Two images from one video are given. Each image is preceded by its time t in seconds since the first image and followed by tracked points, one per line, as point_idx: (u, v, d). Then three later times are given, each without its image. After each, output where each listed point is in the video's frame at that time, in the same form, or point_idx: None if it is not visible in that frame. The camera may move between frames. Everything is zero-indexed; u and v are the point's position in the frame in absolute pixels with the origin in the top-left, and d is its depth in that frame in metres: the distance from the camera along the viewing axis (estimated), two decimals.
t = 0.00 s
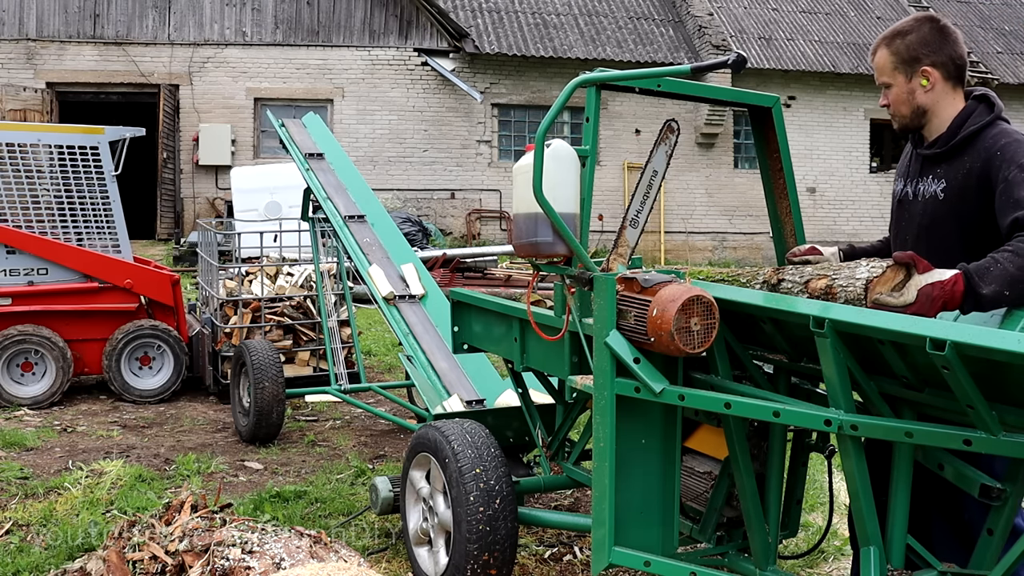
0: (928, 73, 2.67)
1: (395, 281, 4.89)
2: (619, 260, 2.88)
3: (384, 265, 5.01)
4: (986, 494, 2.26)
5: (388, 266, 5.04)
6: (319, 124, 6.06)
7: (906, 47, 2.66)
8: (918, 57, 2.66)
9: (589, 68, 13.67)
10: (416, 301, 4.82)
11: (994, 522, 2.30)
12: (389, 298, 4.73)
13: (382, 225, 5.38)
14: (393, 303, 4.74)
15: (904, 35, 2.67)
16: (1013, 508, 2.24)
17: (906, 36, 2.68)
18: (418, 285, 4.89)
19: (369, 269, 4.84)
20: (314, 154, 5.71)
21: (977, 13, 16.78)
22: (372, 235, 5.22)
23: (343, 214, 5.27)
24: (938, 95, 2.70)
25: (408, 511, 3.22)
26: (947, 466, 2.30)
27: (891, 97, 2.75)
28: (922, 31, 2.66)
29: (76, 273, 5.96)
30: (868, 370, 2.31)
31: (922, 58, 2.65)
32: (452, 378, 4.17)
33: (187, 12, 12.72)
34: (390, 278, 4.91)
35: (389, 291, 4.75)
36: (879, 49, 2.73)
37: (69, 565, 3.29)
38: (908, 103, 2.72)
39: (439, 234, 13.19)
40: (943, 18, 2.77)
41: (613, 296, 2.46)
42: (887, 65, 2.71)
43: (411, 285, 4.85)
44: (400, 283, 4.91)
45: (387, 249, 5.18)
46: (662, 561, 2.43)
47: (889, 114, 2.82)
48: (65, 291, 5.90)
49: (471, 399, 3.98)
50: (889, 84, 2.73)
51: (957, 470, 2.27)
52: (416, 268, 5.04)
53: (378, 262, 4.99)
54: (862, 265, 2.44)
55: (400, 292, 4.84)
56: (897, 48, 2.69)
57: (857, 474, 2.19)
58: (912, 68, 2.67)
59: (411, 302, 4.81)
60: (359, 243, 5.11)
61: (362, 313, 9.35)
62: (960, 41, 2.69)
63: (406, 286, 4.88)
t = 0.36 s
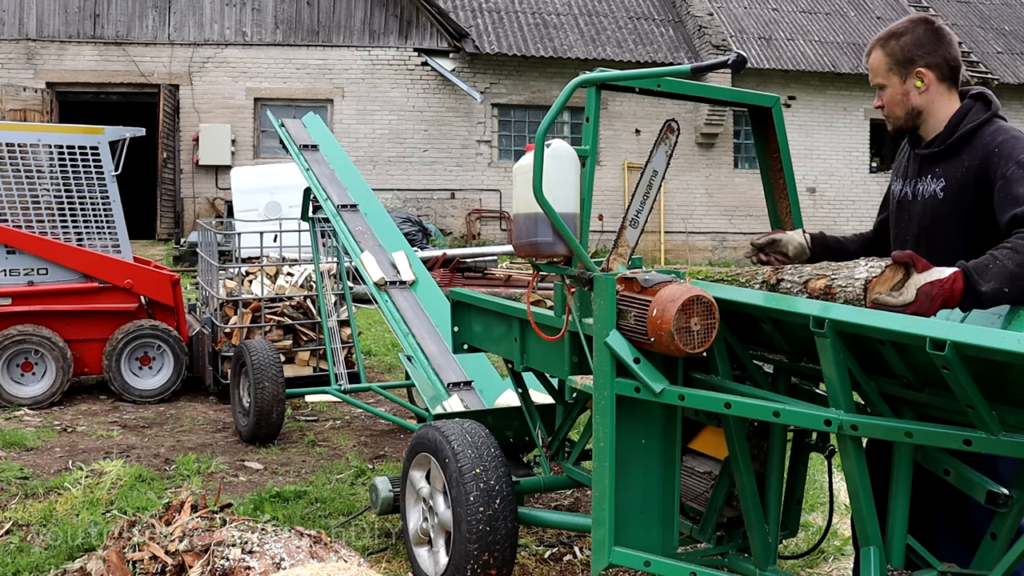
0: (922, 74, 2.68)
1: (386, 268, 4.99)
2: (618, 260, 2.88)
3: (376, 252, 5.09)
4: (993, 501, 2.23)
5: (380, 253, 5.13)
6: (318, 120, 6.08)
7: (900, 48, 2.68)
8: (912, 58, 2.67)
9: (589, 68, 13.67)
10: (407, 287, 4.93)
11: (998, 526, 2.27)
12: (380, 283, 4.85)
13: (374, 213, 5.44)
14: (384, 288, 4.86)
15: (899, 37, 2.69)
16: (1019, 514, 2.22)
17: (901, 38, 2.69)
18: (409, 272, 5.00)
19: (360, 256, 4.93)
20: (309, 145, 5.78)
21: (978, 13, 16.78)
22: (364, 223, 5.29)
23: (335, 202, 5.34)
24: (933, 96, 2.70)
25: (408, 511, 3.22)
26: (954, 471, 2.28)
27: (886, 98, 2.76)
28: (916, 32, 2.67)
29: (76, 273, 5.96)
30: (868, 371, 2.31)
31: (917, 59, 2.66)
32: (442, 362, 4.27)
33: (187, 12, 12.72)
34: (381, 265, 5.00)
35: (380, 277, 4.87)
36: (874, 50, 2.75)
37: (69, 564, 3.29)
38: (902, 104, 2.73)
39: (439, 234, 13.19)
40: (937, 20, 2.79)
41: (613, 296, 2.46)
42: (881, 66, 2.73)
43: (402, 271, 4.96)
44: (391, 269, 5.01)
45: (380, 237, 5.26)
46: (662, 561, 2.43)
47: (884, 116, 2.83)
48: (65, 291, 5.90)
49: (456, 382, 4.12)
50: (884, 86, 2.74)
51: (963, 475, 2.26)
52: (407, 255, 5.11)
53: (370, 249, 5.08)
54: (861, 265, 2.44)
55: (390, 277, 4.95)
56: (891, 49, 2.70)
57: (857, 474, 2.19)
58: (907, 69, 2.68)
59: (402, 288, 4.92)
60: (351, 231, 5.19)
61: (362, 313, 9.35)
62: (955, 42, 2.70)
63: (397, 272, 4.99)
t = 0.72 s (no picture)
0: (909, 78, 2.69)
1: (377, 255, 5.09)
2: (619, 260, 2.87)
3: (368, 240, 5.18)
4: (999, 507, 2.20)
5: (372, 241, 5.22)
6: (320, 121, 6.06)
7: (888, 52, 2.69)
8: (899, 61, 2.69)
9: (589, 68, 13.67)
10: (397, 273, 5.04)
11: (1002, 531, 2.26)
12: (371, 270, 4.95)
13: (367, 204, 5.52)
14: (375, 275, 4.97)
15: (887, 40, 2.70)
16: None
17: (889, 41, 2.71)
18: (400, 259, 5.12)
19: (353, 242, 5.04)
20: (303, 137, 5.84)
21: (978, 13, 16.78)
22: (357, 213, 5.37)
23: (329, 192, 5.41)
24: (920, 100, 2.72)
25: (408, 511, 3.22)
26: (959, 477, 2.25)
27: (872, 101, 2.78)
28: (904, 36, 2.69)
29: (76, 273, 5.96)
30: (868, 371, 2.31)
31: (904, 62, 2.68)
32: (431, 344, 4.45)
33: (187, 12, 12.72)
34: (373, 252, 5.10)
35: (371, 263, 4.96)
36: (861, 54, 2.76)
37: (69, 565, 3.29)
38: (889, 108, 2.74)
39: (439, 234, 13.18)
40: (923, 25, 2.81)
41: (613, 296, 2.46)
42: (868, 69, 2.74)
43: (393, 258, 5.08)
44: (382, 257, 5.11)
45: (372, 226, 5.34)
46: (662, 561, 2.43)
47: (870, 119, 2.85)
48: (65, 291, 5.90)
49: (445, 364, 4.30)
50: (871, 89, 2.76)
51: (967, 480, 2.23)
52: (399, 244, 5.23)
53: (362, 237, 5.16)
54: (859, 264, 2.44)
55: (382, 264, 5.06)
56: (880, 52, 2.71)
57: (857, 474, 2.20)
58: (894, 72, 2.70)
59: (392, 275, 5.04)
60: (344, 220, 5.25)
61: (362, 313, 9.35)
62: (942, 46, 2.72)
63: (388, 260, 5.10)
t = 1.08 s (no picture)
0: (876, 88, 2.69)
1: (369, 242, 5.17)
2: (619, 260, 2.86)
3: (360, 228, 5.23)
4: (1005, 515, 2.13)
5: (364, 230, 5.27)
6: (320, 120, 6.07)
7: (854, 64, 2.68)
8: (865, 72, 2.68)
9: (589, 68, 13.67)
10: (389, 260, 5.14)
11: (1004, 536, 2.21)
12: (364, 256, 5.03)
13: (360, 193, 5.56)
14: (368, 261, 5.05)
15: (852, 52, 2.69)
16: None
17: (854, 53, 2.70)
18: (391, 247, 5.20)
19: (345, 230, 5.10)
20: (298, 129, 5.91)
21: (978, 13, 16.78)
22: (350, 202, 5.42)
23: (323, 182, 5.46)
24: (886, 110, 2.71)
25: (408, 511, 3.22)
26: (967, 485, 2.20)
27: (840, 113, 2.77)
28: (869, 47, 2.68)
29: (76, 273, 5.95)
30: (868, 371, 2.31)
31: (870, 73, 2.68)
32: (419, 328, 4.57)
33: (187, 12, 12.72)
34: (365, 240, 5.17)
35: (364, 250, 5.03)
36: (827, 67, 2.75)
37: (69, 564, 3.29)
38: (857, 118, 2.74)
39: (439, 234, 13.18)
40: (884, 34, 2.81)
41: (613, 296, 2.46)
42: (836, 82, 2.73)
43: (385, 246, 5.17)
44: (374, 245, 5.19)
45: (364, 214, 5.39)
46: (662, 561, 2.43)
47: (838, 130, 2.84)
48: (65, 291, 5.89)
49: (434, 347, 4.42)
50: (838, 101, 2.75)
51: (973, 488, 2.19)
52: (390, 231, 5.31)
53: (355, 225, 5.21)
54: (853, 270, 2.40)
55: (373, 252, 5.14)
56: (845, 64, 2.70)
57: (857, 473, 2.19)
58: (861, 83, 2.69)
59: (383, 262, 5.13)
60: (337, 209, 5.31)
61: (362, 313, 9.35)
62: (905, 55, 2.72)
63: (380, 247, 5.19)
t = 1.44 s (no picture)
0: (859, 91, 2.68)
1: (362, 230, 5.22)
2: (619, 260, 2.86)
3: (352, 215, 5.30)
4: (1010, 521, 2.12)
5: (356, 217, 5.33)
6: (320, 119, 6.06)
7: (834, 68, 2.68)
8: (846, 76, 2.67)
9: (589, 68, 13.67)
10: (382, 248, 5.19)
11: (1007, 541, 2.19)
12: (356, 243, 5.10)
13: (354, 182, 5.62)
14: (360, 248, 5.11)
15: (831, 58, 2.69)
16: None
17: (833, 59, 2.69)
18: (383, 234, 5.25)
19: (337, 218, 5.17)
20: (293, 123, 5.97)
21: (978, 13, 16.78)
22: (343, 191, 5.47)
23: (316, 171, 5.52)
24: (871, 110, 2.71)
25: (408, 511, 3.22)
26: (971, 490, 2.18)
27: (825, 118, 2.76)
28: (847, 51, 2.68)
29: (76, 273, 5.96)
30: (868, 371, 2.31)
31: (851, 76, 2.67)
32: (408, 308, 4.69)
33: (187, 13, 12.72)
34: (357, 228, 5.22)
35: (356, 237, 5.10)
36: (808, 73, 2.74)
37: (69, 565, 3.29)
38: (842, 122, 2.73)
39: (439, 234, 13.18)
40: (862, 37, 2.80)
41: (613, 297, 2.46)
42: (818, 87, 2.73)
43: (377, 233, 5.22)
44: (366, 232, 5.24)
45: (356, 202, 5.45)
46: (662, 561, 2.43)
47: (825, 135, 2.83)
48: (65, 291, 5.90)
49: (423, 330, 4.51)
50: (823, 107, 2.75)
51: (978, 494, 2.17)
52: (383, 219, 5.37)
53: (347, 213, 5.27)
54: (841, 267, 2.45)
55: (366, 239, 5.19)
56: (825, 70, 2.70)
57: (857, 473, 2.20)
58: (843, 87, 2.69)
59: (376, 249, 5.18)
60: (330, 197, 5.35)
61: (362, 313, 9.36)
62: (884, 56, 2.72)
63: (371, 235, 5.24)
